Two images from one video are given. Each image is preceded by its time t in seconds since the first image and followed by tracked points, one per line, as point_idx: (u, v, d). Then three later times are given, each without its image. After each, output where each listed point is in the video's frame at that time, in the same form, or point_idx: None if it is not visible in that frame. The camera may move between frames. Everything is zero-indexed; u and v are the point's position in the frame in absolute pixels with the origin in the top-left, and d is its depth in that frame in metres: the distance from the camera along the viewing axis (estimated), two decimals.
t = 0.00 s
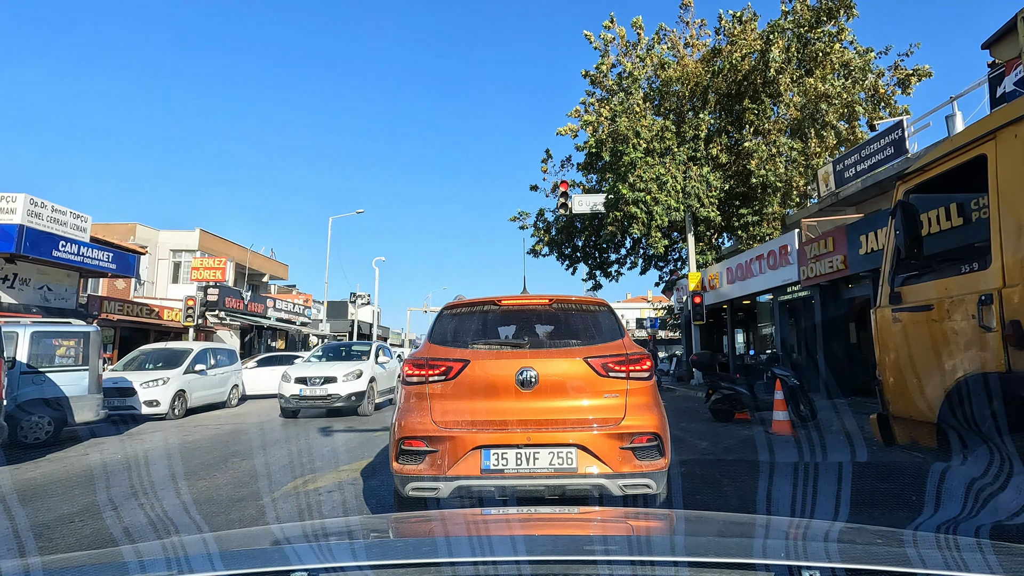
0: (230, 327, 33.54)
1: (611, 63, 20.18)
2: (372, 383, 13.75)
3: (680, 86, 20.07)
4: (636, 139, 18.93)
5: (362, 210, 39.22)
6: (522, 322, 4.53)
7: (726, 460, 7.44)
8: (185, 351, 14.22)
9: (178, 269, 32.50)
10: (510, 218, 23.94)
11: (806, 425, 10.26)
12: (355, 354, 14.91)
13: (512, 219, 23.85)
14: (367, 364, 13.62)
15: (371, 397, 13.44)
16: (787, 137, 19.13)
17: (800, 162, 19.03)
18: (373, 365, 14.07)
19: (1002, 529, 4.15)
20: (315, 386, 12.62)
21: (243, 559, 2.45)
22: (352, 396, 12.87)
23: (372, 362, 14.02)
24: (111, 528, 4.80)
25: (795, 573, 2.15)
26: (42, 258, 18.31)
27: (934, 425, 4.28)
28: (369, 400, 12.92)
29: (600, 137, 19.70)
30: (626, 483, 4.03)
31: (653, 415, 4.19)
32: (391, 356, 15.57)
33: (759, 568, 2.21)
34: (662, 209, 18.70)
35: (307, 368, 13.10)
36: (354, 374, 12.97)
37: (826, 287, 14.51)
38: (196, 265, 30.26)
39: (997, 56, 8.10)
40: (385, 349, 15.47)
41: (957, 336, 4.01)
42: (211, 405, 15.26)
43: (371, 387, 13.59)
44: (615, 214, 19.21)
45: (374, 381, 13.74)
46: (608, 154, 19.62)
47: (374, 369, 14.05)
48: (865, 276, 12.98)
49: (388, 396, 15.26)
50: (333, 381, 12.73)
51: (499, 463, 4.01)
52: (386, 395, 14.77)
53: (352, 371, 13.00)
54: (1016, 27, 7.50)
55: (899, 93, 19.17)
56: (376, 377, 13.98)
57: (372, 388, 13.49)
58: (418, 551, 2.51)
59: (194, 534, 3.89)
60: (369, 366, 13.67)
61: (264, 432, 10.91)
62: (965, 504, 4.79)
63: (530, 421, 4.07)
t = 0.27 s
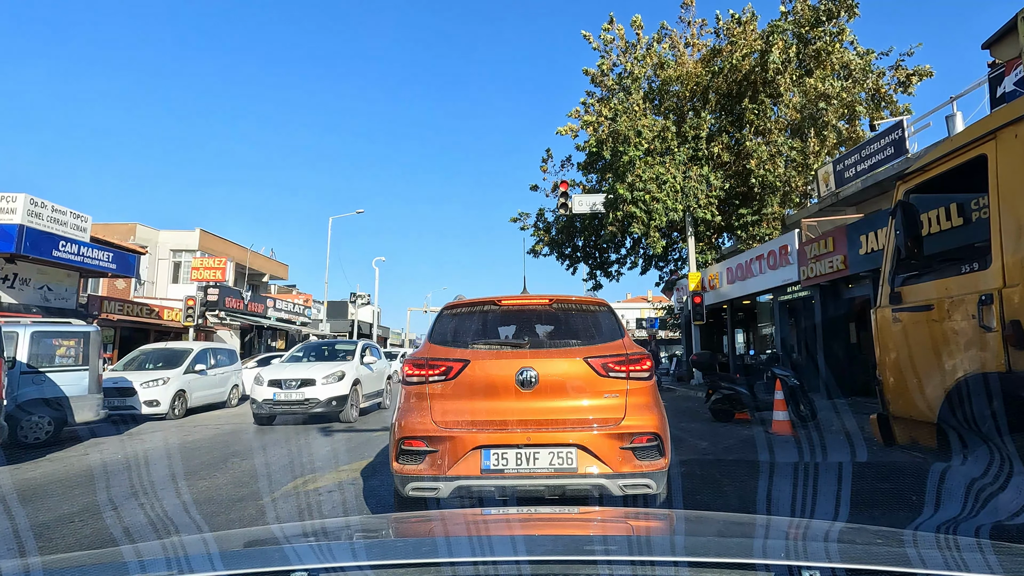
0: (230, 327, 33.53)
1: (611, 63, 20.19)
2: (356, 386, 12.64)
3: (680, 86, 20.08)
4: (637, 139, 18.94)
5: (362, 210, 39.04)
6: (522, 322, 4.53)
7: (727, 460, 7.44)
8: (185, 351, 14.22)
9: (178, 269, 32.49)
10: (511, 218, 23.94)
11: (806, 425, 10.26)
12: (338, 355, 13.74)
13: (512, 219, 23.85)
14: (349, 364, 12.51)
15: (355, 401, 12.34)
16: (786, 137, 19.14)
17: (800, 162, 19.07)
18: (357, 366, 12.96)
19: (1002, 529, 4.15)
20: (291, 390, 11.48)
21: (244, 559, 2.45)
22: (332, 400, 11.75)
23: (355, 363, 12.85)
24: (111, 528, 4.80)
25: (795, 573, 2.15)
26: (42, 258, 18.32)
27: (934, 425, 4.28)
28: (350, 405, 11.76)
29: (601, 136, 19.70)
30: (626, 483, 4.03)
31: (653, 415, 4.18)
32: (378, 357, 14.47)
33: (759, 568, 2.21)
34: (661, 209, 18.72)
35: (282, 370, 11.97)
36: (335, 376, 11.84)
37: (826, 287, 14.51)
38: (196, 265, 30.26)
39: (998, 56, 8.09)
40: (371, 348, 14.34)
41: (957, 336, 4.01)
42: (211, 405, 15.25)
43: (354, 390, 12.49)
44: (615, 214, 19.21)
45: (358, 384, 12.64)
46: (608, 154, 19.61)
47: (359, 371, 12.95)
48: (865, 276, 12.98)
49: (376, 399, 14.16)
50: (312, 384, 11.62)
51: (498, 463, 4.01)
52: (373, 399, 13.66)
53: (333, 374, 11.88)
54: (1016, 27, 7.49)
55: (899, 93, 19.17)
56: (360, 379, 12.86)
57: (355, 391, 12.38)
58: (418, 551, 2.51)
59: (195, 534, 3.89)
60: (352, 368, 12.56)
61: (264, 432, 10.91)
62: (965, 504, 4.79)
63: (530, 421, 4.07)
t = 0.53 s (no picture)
0: (230, 327, 33.54)
1: (611, 63, 20.20)
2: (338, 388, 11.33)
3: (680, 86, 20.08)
4: (637, 139, 18.95)
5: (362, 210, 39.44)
6: (522, 322, 4.53)
7: (726, 460, 7.44)
8: (185, 351, 14.21)
9: (178, 269, 32.50)
10: (511, 219, 23.95)
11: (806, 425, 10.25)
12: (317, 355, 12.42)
13: (512, 219, 23.86)
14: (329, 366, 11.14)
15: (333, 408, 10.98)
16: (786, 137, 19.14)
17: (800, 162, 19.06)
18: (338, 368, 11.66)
19: (1002, 529, 4.15)
20: (258, 394, 10.16)
21: (244, 559, 2.45)
22: (306, 407, 10.40)
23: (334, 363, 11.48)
24: (112, 528, 4.80)
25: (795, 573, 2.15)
26: (42, 258, 18.32)
27: (934, 425, 4.27)
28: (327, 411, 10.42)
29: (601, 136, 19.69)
30: (626, 483, 4.03)
31: (653, 415, 4.19)
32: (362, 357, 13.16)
33: (759, 568, 2.21)
34: (661, 209, 18.73)
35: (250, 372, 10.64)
36: (308, 380, 10.46)
37: (825, 287, 14.51)
38: (196, 264, 30.28)
39: (998, 56, 8.09)
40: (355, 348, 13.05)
41: (957, 336, 4.01)
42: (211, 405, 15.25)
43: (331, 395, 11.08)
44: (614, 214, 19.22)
45: (338, 388, 11.28)
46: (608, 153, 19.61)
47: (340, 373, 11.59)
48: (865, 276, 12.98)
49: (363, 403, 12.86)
50: (282, 389, 10.26)
51: (498, 463, 4.00)
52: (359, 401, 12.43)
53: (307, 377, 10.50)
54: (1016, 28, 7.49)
55: (899, 93, 19.17)
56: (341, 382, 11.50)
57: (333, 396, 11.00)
58: (418, 551, 2.51)
59: (195, 534, 3.89)
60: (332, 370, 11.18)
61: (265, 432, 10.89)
62: (965, 504, 4.78)
63: (530, 421, 4.07)
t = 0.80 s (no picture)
0: (230, 327, 33.55)
1: (610, 62, 20.20)
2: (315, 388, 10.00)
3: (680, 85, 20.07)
4: (637, 139, 18.95)
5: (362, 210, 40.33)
6: (522, 322, 4.53)
7: (727, 460, 7.44)
8: (185, 351, 14.21)
9: (178, 269, 32.49)
10: (511, 218, 23.95)
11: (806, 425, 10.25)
12: (289, 354, 11.05)
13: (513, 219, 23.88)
14: (301, 367, 9.61)
15: (304, 419, 9.34)
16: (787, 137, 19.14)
17: (800, 162, 19.08)
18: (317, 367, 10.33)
19: (1002, 529, 4.15)
20: (210, 401, 8.53)
21: (243, 559, 2.45)
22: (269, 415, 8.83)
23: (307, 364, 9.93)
24: (111, 528, 4.80)
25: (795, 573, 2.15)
26: (42, 258, 18.32)
27: (934, 425, 4.27)
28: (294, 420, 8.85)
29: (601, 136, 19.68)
30: (626, 483, 4.03)
31: (653, 415, 4.18)
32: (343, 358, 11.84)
33: (759, 568, 2.21)
34: (661, 209, 18.74)
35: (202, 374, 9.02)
36: (274, 384, 8.89)
37: (826, 287, 14.50)
38: (196, 264, 30.29)
39: (999, 57, 8.08)
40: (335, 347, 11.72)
41: (957, 336, 4.01)
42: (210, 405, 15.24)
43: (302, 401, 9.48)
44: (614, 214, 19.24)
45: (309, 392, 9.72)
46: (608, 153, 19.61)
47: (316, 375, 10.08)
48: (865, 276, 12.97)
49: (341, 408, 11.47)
50: (240, 394, 8.64)
51: (498, 463, 4.01)
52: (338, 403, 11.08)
53: (273, 379, 8.93)
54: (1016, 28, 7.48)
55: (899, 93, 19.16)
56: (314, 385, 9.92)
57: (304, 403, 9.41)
58: (418, 551, 2.51)
59: (194, 534, 3.88)
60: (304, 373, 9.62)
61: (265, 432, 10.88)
62: (965, 504, 4.78)
63: (530, 421, 4.07)
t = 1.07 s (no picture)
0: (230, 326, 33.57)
1: (610, 62, 20.21)
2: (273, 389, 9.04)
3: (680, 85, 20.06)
4: (637, 139, 18.96)
5: (362, 210, 40.84)
6: (522, 322, 4.53)
7: (727, 460, 7.44)
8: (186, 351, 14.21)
9: (178, 269, 32.50)
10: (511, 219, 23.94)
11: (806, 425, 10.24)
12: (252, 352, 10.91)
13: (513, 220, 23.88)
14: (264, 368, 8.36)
15: (260, 430, 8.09)
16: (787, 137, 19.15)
17: (799, 162, 19.12)
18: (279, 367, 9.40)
19: (1002, 530, 4.15)
20: (146, 410, 7.28)
21: (243, 559, 2.45)
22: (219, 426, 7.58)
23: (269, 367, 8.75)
24: (111, 528, 4.79)
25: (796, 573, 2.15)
26: (42, 258, 18.31)
27: (934, 425, 4.27)
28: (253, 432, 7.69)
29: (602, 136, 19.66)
30: (626, 483, 4.03)
31: (653, 415, 4.18)
32: (316, 358, 10.87)
33: (758, 568, 2.21)
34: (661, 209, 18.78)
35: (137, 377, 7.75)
36: (230, 388, 7.68)
37: (826, 287, 14.50)
38: (196, 265, 30.30)
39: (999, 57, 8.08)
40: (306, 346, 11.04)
41: (957, 336, 4.01)
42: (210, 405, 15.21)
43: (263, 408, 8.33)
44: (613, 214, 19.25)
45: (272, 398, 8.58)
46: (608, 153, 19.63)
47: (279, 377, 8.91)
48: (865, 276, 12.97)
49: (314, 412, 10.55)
50: (182, 401, 7.37)
51: (498, 463, 4.00)
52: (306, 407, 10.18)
53: (228, 383, 7.71)
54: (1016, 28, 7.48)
55: (899, 93, 19.16)
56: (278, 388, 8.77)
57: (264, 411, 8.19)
58: (418, 550, 2.51)
59: (195, 534, 3.88)
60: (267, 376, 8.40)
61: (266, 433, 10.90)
62: (965, 504, 4.79)
63: (530, 421, 4.07)
